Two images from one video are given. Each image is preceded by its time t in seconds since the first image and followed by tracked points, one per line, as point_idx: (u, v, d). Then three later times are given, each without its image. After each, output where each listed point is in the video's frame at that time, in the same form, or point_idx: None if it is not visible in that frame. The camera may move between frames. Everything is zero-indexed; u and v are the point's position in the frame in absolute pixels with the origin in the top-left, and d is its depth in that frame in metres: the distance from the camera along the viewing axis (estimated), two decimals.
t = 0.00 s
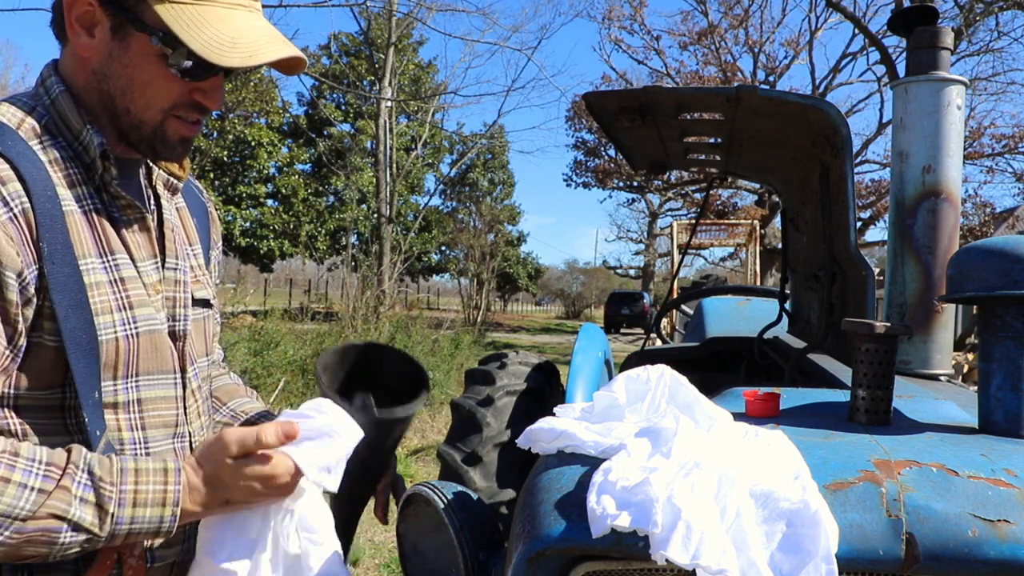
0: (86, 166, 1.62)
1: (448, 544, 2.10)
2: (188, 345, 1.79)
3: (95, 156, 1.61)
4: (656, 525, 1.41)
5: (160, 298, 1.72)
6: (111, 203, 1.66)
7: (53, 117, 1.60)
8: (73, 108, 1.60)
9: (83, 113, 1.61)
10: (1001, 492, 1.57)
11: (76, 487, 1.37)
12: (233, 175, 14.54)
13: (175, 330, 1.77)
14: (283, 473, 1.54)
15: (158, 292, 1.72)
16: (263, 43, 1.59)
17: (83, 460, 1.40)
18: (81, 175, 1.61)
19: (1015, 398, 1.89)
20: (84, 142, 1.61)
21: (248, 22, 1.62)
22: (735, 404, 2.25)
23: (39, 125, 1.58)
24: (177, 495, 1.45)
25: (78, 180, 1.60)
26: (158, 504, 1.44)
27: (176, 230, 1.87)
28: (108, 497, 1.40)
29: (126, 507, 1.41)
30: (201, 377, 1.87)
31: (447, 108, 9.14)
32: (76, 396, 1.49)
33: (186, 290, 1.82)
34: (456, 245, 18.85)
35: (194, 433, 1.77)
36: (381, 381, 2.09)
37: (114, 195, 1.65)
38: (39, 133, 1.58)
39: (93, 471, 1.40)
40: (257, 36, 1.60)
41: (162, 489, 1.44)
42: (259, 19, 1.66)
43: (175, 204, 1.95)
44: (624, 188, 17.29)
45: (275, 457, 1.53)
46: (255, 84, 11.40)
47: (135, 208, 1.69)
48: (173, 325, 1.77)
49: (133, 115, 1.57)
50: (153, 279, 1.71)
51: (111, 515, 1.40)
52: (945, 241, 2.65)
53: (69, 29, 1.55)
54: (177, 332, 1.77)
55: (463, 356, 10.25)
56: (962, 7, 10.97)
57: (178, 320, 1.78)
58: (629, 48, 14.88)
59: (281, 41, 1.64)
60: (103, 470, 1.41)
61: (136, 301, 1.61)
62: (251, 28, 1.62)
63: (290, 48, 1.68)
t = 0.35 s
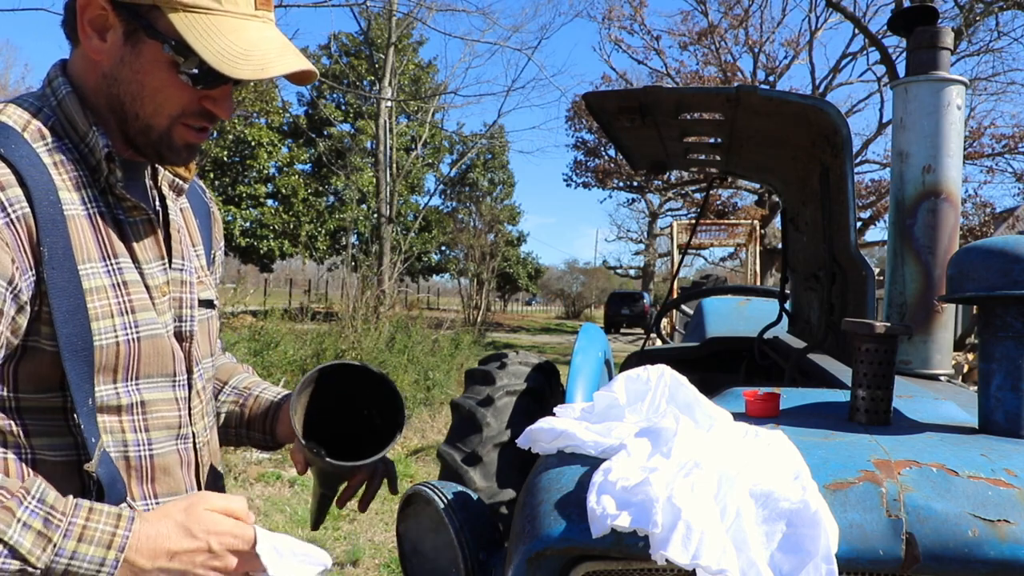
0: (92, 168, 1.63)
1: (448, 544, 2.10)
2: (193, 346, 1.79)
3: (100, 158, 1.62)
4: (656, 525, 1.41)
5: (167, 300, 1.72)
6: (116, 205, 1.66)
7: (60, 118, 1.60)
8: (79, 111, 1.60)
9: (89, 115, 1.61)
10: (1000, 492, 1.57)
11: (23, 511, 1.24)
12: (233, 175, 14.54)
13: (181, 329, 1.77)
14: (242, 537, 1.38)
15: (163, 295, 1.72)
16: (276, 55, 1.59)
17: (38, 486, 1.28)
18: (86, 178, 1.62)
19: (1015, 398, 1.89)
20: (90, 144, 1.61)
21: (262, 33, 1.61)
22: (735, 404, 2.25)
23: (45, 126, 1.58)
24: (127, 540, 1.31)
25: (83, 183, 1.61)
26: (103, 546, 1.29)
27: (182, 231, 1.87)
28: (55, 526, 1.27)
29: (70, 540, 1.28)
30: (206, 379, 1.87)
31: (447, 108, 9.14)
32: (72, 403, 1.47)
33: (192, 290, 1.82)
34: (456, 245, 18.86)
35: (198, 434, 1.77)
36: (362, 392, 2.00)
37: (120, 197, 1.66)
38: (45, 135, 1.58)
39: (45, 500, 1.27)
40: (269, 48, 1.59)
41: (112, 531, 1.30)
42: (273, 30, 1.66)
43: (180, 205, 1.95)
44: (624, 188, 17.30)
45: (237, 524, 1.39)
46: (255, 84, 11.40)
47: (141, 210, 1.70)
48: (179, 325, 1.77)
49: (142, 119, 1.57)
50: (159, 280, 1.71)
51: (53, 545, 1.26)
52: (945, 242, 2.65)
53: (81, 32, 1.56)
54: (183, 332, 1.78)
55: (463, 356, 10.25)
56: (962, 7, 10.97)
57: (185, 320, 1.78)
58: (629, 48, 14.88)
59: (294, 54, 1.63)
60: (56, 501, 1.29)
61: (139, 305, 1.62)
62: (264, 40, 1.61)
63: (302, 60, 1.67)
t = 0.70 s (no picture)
0: (91, 164, 1.63)
1: (448, 544, 2.09)
2: (195, 345, 1.79)
3: (100, 154, 1.62)
4: (656, 525, 1.41)
5: (165, 298, 1.73)
6: (116, 202, 1.66)
7: (59, 116, 1.61)
8: (79, 108, 1.60)
9: (89, 113, 1.61)
10: (1000, 492, 1.57)
11: (11, 477, 1.30)
12: (233, 175, 14.53)
13: (182, 328, 1.78)
14: (237, 485, 1.42)
15: (163, 292, 1.72)
16: (261, 42, 1.57)
17: (25, 452, 1.35)
18: (86, 174, 1.62)
19: (1015, 398, 1.89)
20: (90, 140, 1.61)
21: (250, 22, 1.61)
22: (735, 404, 2.25)
23: (44, 123, 1.59)
24: (120, 496, 1.36)
25: (83, 179, 1.61)
26: (97, 504, 1.35)
27: (183, 230, 1.86)
28: (45, 488, 1.33)
29: (62, 501, 1.33)
30: (207, 377, 1.86)
31: (447, 108, 9.13)
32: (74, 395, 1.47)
33: (194, 290, 1.82)
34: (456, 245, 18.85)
35: (200, 432, 1.78)
36: (353, 377, 1.99)
37: (120, 193, 1.66)
38: (44, 131, 1.58)
39: (32, 463, 1.34)
40: (256, 35, 1.58)
41: (105, 489, 1.36)
42: (261, 18, 1.65)
43: (182, 203, 1.95)
44: (624, 188, 17.29)
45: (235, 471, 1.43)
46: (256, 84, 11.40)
47: (141, 207, 1.70)
48: (180, 324, 1.78)
49: (130, 114, 1.58)
50: (159, 278, 1.72)
51: (46, 507, 1.32)
52: (945, 242, 2.65)
53: (72, 27, 1.56)
54: (184, 331, 1.78)
55: (463, 356, 10.24)
56: (962, 7, 10.96)
57: (185, 319, 1.78)
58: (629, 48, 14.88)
59: (280, 40, 1.62)
60: (43, 464, 1.36)
61: (139, 301, 1.62)
62: (251, 28, 1.60)
63: (290, 48, 1.66)
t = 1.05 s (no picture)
0: (90, 160, 1.63)
1: (448, 544, 2.09)
2: (192, 344, 1.80)
3: (99, 149, 1.62)
4: (656, 525, 1.41)
5: (163, 297, 1.72)
6: (113, 198, 1.66)
7: (57, 112, 1.61)
8: (76, 103, 1.61)
9: (86, 107, 1.62)
10: (1000, 492, 1.57)
11: None
12: (233, 175, 14.52)
13: (179, 328, 1.78)
14: (217, 528, 1.31)
15: (161, 290, 1.72)
16: None
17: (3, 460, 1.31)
18: (84, 171, 1.61)
19: (1015, 398, 1.89)
20: (88, 136, 1.61)
21: None
22: (735, 404, 2.25)
23: (42, 120, 1.59)
24: (97, 511, 1.31)
25: (80, 175, 1.61)
26: (71, 521, 1.30)
27: (184, 230, 1.85)
28: (18, 502, 1.29)
29: (35, 517, 1.29)
30: (205, 380, 1.86)
31: (447, 108, 9.13)
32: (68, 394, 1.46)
33: (193, 290, 1.82)
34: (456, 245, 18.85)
35: (198, 435, 1.78)
36: (346, 316, 1.95)
37: (118, 189, 1.66)
38: (41, 126, 1.58)
39: (10, 473, 1.30)
40: None
41: (81, 505, 1.31)
42: None
43: (182, 202, 1.95)
44: (624, 188, 17.29)
45: (217, 509, 1.32)
46: (255, 84, 11.40)
47: (139, 204, 1.70)
48: (178, 323, 1.78)
49: (93, 88, 1.62)
50: (156, 276, 1.71)
51: (19, 522, 1.28)
52: (945, 241, 2.65)
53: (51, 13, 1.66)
54: (181, 330, 1.78)
55: (463, 356, 10.23)
56: (962, 7, 10.96)
57: (183, 319, 1.78)
58: (629, 48, 14.88)
59: None
60: (20, 475, 1.31)
61: (134, 298, 1.62)
62: None
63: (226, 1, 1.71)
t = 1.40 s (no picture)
0: (79, 161, 1.63)
1: (448, 544, 2.10)
2: (186, 347, 1.79)
3: (87, 151, 1.62)
4: (656, 525, 1.41)
5: (154, 299, 1.72)
6: (103, 199, 1.66)
7: (50, 113, 1.63)
8: (67, 105, 1.62)
9: (74, 106, 1.63)
10: (1000, 493, 1.57)
11: None
12: (233, 175, 14.50)
13: (172, 330, 1.77)
14: (172, 506, 1.27)
15: (151, 293, 1.72)
16: None
17: None
18: (72, 172, 1.62)
19: (1015, 398, 1.89)
20: (77, 137, 1.62)
21: None
22: (735, 404, 2.25)
23: (32, 120, 1.61)
24: (57, 502, 1.27)
25: (68, 176, 1.61)
26: (32, 512, 1.26)
27: (183, 233, 1.86)
28: None
29: None
30: (198, 383, 1.85)
31: (447, 108, 9.12)
32: (43, 397, 1.45)
33: (188, 292, 1.82)
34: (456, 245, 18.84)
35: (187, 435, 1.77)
36: (366, 324, 2.04)
37: (106, 191, 1.66)
38: (31, 127, 1.60)
39: None
40: None
41: (41, 496, 1.27)
42: None
43: (184, 204, 1.94)
44: (624, 188, 17.29)
45: (171, 486, 1.28)
46: (255, 84, 11.38)
47: (130, 206, 1.70)
48: (170, 326, 1.77)
49: (80, 79, 1.64)
50: (146, 279, 1.71)
51: None
52: (945, 241, 2.65)
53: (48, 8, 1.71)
54: (174, 334, 1.77)
55: (463, 356, 10.23)
56: (962, 7, 10.96)
57: (176, 322, 1.78)
58: (629, 48, 14.87)
59: None
60: None
61: (119, 301, 1.62)
62: None
63: None
